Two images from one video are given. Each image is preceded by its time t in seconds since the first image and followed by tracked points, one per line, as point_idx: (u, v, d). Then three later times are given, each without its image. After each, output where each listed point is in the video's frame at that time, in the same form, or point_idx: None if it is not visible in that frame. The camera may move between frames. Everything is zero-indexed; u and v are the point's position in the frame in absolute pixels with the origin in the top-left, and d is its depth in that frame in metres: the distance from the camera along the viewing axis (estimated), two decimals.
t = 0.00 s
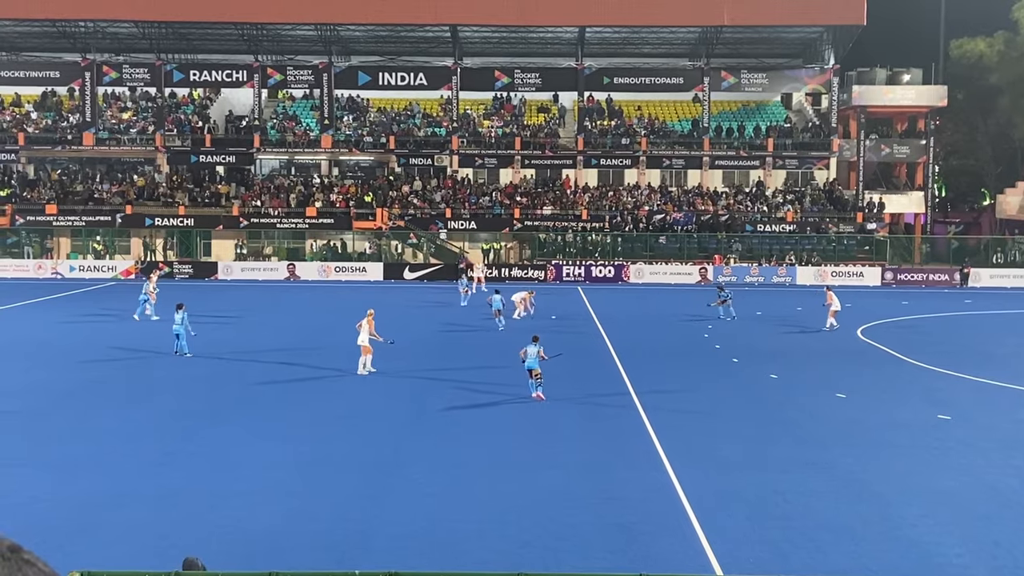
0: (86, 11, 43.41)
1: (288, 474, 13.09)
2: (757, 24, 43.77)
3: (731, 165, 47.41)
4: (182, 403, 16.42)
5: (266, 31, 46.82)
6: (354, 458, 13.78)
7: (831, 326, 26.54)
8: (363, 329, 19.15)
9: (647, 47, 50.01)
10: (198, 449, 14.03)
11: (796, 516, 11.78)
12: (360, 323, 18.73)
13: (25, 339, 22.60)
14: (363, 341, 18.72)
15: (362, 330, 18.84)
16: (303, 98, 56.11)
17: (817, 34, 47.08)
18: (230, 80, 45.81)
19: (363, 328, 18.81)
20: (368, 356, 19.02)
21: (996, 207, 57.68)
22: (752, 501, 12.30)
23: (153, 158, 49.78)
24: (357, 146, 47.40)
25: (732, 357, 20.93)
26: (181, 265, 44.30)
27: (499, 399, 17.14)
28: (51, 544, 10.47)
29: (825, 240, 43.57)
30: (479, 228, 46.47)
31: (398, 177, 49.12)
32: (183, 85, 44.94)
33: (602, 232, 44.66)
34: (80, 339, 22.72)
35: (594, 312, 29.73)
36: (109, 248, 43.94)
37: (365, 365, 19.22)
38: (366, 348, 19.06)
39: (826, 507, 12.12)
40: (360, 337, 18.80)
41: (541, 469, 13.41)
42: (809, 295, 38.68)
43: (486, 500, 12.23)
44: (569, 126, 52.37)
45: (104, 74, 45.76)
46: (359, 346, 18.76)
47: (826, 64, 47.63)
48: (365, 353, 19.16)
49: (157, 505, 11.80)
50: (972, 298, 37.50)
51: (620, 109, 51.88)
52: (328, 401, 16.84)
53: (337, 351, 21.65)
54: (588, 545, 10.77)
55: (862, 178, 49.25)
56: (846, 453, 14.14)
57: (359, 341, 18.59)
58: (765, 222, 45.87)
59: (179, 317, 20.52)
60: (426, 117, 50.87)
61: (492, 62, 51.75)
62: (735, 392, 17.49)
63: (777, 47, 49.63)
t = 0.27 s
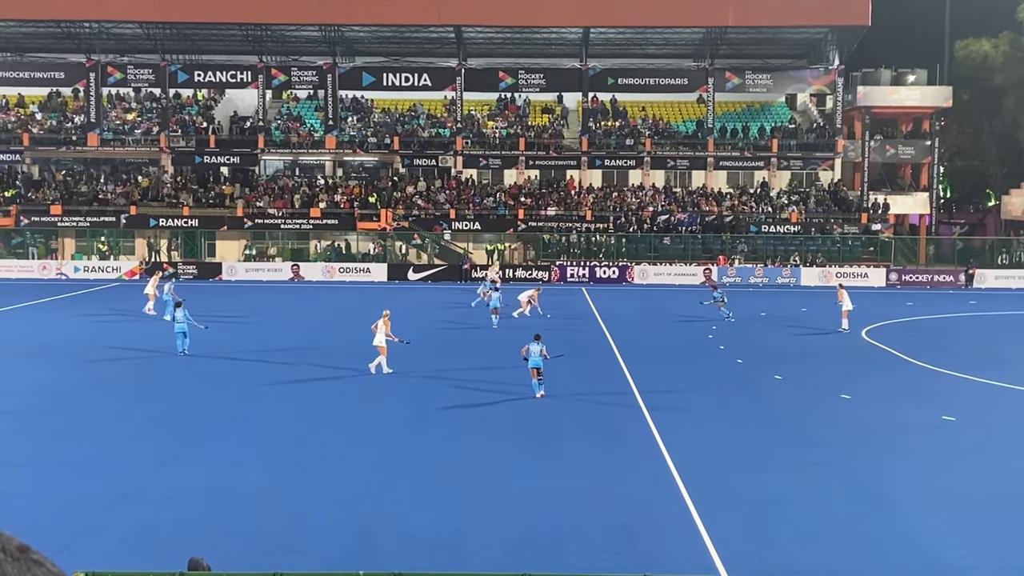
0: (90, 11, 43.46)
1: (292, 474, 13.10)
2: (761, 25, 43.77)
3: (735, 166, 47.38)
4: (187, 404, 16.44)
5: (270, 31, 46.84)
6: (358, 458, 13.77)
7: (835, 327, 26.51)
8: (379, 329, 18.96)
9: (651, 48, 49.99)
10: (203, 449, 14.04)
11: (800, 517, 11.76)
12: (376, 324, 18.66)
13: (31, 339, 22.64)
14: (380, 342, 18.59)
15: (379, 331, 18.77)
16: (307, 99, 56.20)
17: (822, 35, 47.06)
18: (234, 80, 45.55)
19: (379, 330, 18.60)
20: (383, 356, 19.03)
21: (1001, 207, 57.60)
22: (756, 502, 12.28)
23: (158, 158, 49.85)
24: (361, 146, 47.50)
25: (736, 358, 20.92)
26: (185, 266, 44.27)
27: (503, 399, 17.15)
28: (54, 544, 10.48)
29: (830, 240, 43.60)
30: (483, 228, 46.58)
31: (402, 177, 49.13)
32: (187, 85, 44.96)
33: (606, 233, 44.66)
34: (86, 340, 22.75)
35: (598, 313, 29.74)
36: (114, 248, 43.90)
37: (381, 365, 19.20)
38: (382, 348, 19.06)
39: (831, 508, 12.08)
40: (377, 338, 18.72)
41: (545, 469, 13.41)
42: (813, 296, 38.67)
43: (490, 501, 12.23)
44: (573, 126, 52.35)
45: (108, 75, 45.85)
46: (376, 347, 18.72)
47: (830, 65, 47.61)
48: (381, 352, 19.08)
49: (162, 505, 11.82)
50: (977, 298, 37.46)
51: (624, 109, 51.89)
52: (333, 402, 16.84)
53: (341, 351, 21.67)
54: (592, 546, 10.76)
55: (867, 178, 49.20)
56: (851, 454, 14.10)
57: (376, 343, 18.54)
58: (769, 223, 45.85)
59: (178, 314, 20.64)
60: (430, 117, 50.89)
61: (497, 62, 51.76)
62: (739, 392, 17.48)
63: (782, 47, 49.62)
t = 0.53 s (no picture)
0: (95, 11, 43.43)
1: (296, 475, 13.08)
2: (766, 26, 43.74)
3: (740, 167, 47.34)
4: (191, 404, 16.43)
5: (274, 32, 46.81)
6: (363, 459, 13.76)
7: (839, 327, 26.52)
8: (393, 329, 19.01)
9: (656, 48, 49.93)
10: (207, 449, 14.03)
11: (806, 518, 11.74)
12: (390, 323, 18.76)
13: (35, 339, 22.65)
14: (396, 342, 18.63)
15: (393, 331, 18.82)
16: (311, 99, 56.28)
17: (826, 35, 47.04)
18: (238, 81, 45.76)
19: (394, 330, 18.67)
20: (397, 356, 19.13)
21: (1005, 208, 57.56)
22: (762, 502, 12.28)
23: (162, 159, 49.86)
24: (365, 146, 47.39)
25: (740, 358, 20.92)
26: (189, 266, 44.43)
27: (508, 399, 17.14)
28: (61, 543, 10.49)
29: (834, 241, 43.67)
30: (488, 229, 46.56)
31: (406, 177, 49.14)
32: (191, 85, 44.70)
33: (610, 233, 44.64)
34: (91, 340, 22.78)
35: (602, 313, 29.77)
36: (118, 248, 43.99)
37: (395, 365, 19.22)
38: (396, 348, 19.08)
39: (837, 508, 12.08)
40: (391, 338, 18.78)
41: (550, 470, 13.39)
42: (817, 296, 38.68)
43: (495, 501, 12.20)
44: (577, 127, 52.31)
45: (113, 75, 45.88)
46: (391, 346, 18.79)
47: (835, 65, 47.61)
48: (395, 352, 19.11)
49: (166, 505, 11.81)
50: (981, 299, 37.42)
51: (628, 110, 51.88)
52: (338, 402, 16.87)
53: (346, 352, 21.68)
54: (597, 547, 10.74)
55: (871, 179, 49.17)
56: (857, 455, 14.09)
57: (390, 343, 18.61)
58: (773, 223, 45.83)
59: (179, 313, 20.75)
60: (434, 118, 50.90)
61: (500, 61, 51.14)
62: (744, 393, 17.45)
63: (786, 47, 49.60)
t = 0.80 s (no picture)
0: (99, 12, 43.47)
1: (299, 475, 13.10)
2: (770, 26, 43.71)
3: (744, 167, 47.33)
4: (195, 404, 16.44)
5: (278, 32, 46.81)
6: (367, 458, 13.79)
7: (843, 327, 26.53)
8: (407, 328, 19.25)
9: (659, 49, 49.94)
10: (211, 449, 14.04)
11: (810, 518, 11.74)
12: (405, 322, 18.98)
13: (40, 339, 22.66)
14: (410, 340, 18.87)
15: (408, 329, 19.08)
16: (315, 99, 56.36)
17: (830, 35, 47.01)
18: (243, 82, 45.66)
19: (409, 328, 18.91)
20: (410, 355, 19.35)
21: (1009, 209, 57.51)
22: (766, 502, 12.28)
23: (166, 159, 49.90)
24: (369, 146, 47.38)
25: (744, 358, 20.93)
26: (193, 266, 44.36)
27: (510, 398, 17.18)
28: (66, 543, 10.51)
29: (838, 241, 43.65)
30: (491, 229, 46.03)
31: (410, 178, 49.18)
32: (195, 86, 44.96)
33: (614, 234, 44.67)
34: (97, 340, 22.82)
35: (605, 313, 29.82)
36: (123, 249, 44.26)
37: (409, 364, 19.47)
38: (410, 347, 19.33)
39: (841, 508, 12.08)
40: (405, 336, 19.00)
41: (553, 470, 13.39)
42: (820, 296, 38.72)
43: (499, 502, 12.20)
44: (581, 127, 52.32)
45: (117, 75, 45.88)
46: (404, 344, 18.99)
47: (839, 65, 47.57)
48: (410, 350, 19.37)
49: (170, 506, 11.80)
50: (985, 299, 37.42)
51: (632, 110, 51.88)
52: (343, 402, 16.89)
53: (349, 352, 21.70)
54: (601, 546, 10.75)
55: (875, 179, 49.15)
56: (861, 455, 14.09)
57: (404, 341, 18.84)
58: (778, 223, 45.63)
59: (178, 313, 20.80)
60: (438, 118, 50.93)
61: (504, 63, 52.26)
62: (747, 393, 17.45)
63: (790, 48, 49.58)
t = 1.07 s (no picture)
0: (103, 12, 43.47)
1: (304, 474, 13.13)
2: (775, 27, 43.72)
3: (748, 168, 47.29)
4: (200, 403, 16.49)
5: (282, 32, 46.82)
6: (370, 458, 13.79)
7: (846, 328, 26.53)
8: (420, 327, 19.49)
9: (663, 49, 49.94)
10: (215, 448, 14.08)
11: (814, 518, 11.73)
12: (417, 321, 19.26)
13: (46, 338, 22.71)
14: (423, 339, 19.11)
15: (421, 328, 19.33)
16: (319, 99, 56.38)
17: (834, 35, 46.97)
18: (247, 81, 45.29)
19: (422, 327, 19.17)
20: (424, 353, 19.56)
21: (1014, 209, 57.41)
22: (770, 503, 12.27)
23: (170, 159, 49.94)
24: (373, 147, 47.63)
25: (748, 359, 20.92)
26: (197, 266, 44.37)
27: (514, 398, 17.20)
28: (70, 542, 10.53)
29: (843, 241, 43.55)
30: (495, 229, 46.53)
31: (414, 178, 49.19)
32: (199, 86, 44.89)
33: (618, 234, 44.66)
34: (102, 339, 22.85)
35: (609, 313, 29.83)
36: (126, 249, 44.28)
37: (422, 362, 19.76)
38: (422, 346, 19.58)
39: (845, 509, 12.06)
40: (417, 335, 19.25)
41: (557, 469, 13.42)
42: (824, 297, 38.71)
43: (503, 501, 12.22)
44: (585, 127, 52.29)
45: (122, 75, 45.87)
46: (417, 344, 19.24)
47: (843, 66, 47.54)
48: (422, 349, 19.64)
49: (175, 504, 11.83)
50: (989, 300, 37.40)
51: (636, 110, 51.88)
52: (347, 401, 16.89)
53: (354, 352, 21.73)
54: (606, 546, 10.77)
55: (879, 179, 49.11)
56: (865, 456, 14.07)
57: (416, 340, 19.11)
58: (782, 224, 45.56)
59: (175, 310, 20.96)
60: (441, 118, 50.99)
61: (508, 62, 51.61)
62: (750, 393, 17.49)
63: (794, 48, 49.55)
